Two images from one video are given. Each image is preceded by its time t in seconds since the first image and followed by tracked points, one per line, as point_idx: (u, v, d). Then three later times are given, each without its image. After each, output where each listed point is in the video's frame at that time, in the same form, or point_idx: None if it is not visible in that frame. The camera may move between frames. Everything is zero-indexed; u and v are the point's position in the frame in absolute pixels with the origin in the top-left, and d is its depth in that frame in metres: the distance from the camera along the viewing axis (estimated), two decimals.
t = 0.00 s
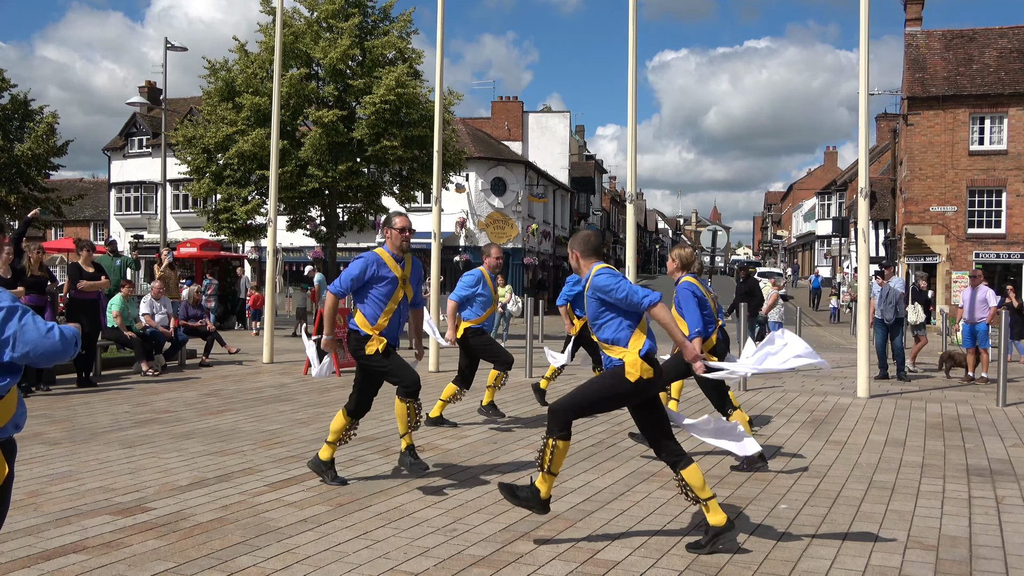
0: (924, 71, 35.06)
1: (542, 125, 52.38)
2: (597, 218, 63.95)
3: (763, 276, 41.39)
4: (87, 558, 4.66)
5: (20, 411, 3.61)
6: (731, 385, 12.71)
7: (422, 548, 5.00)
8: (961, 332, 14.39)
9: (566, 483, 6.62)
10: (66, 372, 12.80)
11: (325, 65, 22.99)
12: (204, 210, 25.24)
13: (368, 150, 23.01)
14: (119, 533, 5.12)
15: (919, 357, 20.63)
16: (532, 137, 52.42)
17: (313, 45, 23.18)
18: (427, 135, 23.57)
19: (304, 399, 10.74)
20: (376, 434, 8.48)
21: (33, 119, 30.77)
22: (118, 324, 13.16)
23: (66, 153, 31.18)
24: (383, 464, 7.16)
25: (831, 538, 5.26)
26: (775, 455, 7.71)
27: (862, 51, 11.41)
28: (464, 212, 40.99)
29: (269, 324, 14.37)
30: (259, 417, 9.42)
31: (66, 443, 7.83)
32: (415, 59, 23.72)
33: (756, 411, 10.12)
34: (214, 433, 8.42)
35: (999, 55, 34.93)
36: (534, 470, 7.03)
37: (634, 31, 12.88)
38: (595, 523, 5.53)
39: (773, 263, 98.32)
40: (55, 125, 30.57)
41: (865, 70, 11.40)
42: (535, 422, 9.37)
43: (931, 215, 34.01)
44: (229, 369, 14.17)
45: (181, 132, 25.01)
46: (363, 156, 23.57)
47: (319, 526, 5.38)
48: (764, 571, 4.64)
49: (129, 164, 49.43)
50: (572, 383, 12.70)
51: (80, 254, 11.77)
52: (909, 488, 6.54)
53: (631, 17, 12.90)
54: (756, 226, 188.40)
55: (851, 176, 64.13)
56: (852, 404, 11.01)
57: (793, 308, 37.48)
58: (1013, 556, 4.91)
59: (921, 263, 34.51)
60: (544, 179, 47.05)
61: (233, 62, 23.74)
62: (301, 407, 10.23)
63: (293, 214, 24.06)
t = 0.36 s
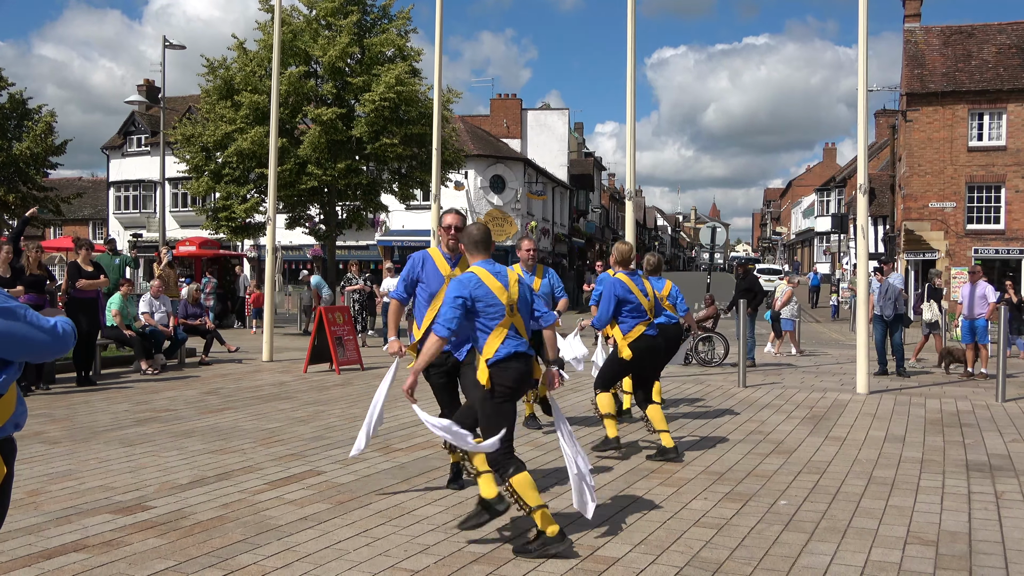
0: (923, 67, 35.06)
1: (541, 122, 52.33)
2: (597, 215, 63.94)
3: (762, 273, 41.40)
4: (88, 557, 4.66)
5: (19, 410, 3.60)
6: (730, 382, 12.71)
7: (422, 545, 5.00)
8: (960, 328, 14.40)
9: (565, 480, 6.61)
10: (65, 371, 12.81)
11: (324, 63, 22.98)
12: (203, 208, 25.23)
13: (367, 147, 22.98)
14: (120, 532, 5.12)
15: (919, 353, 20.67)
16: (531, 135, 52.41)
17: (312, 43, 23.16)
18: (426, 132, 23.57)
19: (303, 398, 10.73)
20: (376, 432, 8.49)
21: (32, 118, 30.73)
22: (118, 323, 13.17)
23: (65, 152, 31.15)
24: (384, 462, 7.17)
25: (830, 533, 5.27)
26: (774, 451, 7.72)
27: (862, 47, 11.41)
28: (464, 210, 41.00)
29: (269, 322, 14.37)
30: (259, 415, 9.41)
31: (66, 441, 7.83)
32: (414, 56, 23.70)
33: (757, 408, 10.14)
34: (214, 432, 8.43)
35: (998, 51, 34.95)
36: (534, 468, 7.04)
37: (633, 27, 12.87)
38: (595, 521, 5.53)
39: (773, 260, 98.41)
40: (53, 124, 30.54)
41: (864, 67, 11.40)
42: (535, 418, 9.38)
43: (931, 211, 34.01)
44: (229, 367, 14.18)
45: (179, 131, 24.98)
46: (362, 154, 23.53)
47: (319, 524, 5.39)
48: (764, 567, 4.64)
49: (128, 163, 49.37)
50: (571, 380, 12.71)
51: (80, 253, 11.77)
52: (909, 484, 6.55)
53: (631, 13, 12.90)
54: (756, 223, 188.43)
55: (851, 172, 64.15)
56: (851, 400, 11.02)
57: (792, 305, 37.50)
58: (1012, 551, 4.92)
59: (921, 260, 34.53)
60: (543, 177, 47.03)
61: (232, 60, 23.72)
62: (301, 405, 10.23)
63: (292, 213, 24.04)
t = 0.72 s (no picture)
0: (922, 66, 35.05)
1: (541, 120, 52.39)
2: (596, 213, 63.96)
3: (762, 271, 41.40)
4: (88, 555, 4.67)
5: (18, 409, 3.60)
6: (730, 380, 12.71)
7: (422, 544, 5.00)
8: (960, 327, 14.43)
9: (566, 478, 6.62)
10: (65, 369, 12.80)
11: (324, 61, 22.96)
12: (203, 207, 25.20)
13: (367, 146, 22.97)
14: (119, 530, 5.12)
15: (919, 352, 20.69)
16: (531, 133, 52.41)
17: (312, 41, 23.17)
18: (426, 131, 23.53)
19: (303, 396, 10.74)
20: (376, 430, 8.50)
21: (31, 116, 30.70)
22: (118, 321, 13.18)
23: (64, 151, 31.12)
24: (383, 460, 7.18)
25: (830, 531, 5.28)
26: (774, 450, 7.73)
27: (861, 45, 11.41)
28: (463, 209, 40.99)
29: (269, 321, 14.36)
30: (259, 413, 9.42)
31: (66, 440, 7.83)
32: (413, 55, 23.67)
33: (756, 407, 10.15)
34: (214, 430, 8.43)
35: (998, 50, 34.95)
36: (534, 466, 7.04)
37: (632, 25, 12.87)
38: (594, 519, 5.54)
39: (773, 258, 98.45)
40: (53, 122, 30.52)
41: (863, 65, 11.40)
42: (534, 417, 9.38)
43: (930, 210, 34.02)
44: (229, 366, 14.18)
45: (179, 129, 24.93)
46: (362, 153, 23.51)
47: (319, 522, 5.39)
48: (763, 565, 4.65)
49: (127, 161, 49.36)
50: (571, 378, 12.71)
51: (79, 251, 11.77)
52: (908, 482, 6.56)
53: (630, 12, 12.90)
54: (755, 221, 188.53)
55: (850, 171, 64.15)
56: (851, 398, 11.04)
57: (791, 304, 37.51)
58: (1011, 550, 4.93)
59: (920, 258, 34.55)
60: (543, 175, 47.03)
61: (231, 58, 23.69)
62: (301, 403, 10.23)
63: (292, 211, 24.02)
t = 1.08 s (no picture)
0: (924, 64, 34.98)
1: (541, 119, 52.40)
2: (597, 211, 63.98)
3: (763, 269, 41.37)
4: (90, 553, 4.68)
5: (19, 406, 3.61)
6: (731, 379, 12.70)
7: (424, 541, 5.01)
8: (961, 325, 14.43)
9: (568, 476, 6.63)
10: (67, 367, 12.82)
11: (325, 59, 22.96)
12: (204, 205, 25.19)
13: (368, 144, 22.99)
14: (121, 528, 5.13)
15: (919, 350, 20.68)
16: (532, 131, 52.38)
17: (313, 39, 23.18)
18: (427, 129, 23.53)
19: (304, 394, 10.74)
20: (377, 428, 8.50)
21: (33, 114, 30.74)
22: (119, 319, 13.18)
23: (65, 149, 31.14)
24: (383, 458, 7.18)
25: (831, 529, 5.28)
26: (776, 448, 7.72)
27: (862, 42, 11.40)
28: (464, 206, 40.98)
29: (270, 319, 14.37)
30: (260, 411, 9.43)
31: (67, 437, 7.84)
32: (414, 53, 23.65)
33: (756, 405, 10.15)
34: (215, 428, 8.44)
35: (999, 48, 34.92)
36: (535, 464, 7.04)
37: (633, 22, 12.85)
38: (595, 517, 5.53)
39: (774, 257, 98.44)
40: (54, 120, 30.53)
41: (865, 62, 11.38)
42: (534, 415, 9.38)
43: (931, 208, 34.00)
44: (230, 364, 14.18)
45: (180, 127, 24.95)
46: (363, 151, 23.52)
47: (321, 520, 5.40)
48: (765, 563, 4.65)
49: (129, 160, 49.41)
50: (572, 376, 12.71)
51: (81, 249, 11.77)
52: (910, 481, 6.56)
53: (631, 10, 12.88)
54: (756, 220, 188.57)
55: (851, 169, 64.10)
56: (852, 397, 11.03)
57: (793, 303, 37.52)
58: (1013, 548, 4.93)
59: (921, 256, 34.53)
60: (544, 173, 47.03)
61: (232, 57, 23.69)
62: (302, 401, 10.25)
63: (293, 209, 24.03)
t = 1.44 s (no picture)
0: (927, 62, 34.92)
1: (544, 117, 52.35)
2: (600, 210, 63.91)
3: (766, 268, 41.34)
4: (93, 550, 4.69)
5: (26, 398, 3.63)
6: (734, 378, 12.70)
7: (425, 539, 5.01)
8: (964, 324, 14.42)
9: (569, 474, 6.63)
10: (70, 364, 12.83)
11: (327, 57, 22.95)
12: (206, 202, 25.19)
13: (371, 142, 23.00)
14: (124, 525, 5.14)
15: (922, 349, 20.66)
16: (534, 130, 52.35)
17: (316, 37, 23.15)
18: (429, 126, 23.53)
19: (307, 392, 10.75)
20: (380, 426, 8.50)
21: (35, 112, 30.77)
22: (122, 317, 13.19)
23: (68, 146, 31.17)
24: (385, 456, 7.19)
25: (832, 528, 5.28)
26: (778, 446, 7.72)
27: (865, 41, 11.38)
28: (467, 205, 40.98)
29: (273, 316, 14.39)
30: (262, 409, 9.44)
31: (70, 435, 7.86)
32: (417, 51, 23.64)
33: (759, 404, 10.14)
34: (218, 425, 8.45)
35: (1003, 46, 34.85)
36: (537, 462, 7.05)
37: (636, 20, 12.84)
38: (598, 515, 5.53)
39: (777, 255, 98.41)
40: (57, 118, 30.58)
41: (868, 60, 11.37)
42: (535, 413, 9.40)
43: (934, 206, 33.93)
44: (233, 361, 14.20)
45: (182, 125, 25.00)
46: (365, 149, 23.53)
47: (323, 518, 5.40)
48: (767, 561, 4.65)
49: (131, 157, 49.43)
50: (573, 374, 12.71)
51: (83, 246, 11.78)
52: (912, 479, 6.56)
53: (634, 8, 12.88)
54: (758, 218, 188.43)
55: (854, 167, 64.02)
56: (854, 396, 11.03)
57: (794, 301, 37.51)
58: (1014, 547, 4.93)
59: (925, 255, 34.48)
60: (546, 171, 46.99)
61: (235, 54, 23.68)
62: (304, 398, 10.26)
63: (295, 207, 24.03)
